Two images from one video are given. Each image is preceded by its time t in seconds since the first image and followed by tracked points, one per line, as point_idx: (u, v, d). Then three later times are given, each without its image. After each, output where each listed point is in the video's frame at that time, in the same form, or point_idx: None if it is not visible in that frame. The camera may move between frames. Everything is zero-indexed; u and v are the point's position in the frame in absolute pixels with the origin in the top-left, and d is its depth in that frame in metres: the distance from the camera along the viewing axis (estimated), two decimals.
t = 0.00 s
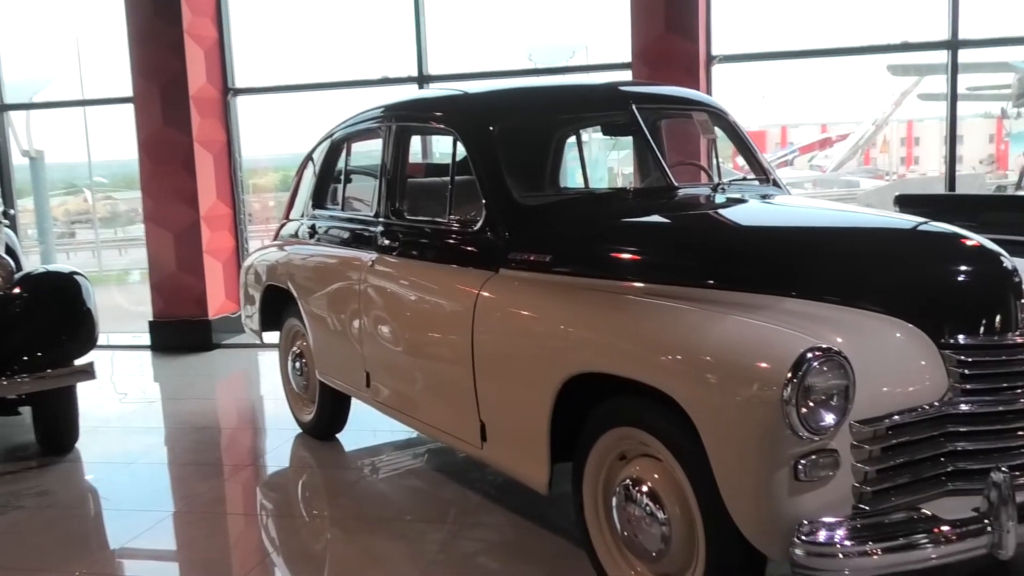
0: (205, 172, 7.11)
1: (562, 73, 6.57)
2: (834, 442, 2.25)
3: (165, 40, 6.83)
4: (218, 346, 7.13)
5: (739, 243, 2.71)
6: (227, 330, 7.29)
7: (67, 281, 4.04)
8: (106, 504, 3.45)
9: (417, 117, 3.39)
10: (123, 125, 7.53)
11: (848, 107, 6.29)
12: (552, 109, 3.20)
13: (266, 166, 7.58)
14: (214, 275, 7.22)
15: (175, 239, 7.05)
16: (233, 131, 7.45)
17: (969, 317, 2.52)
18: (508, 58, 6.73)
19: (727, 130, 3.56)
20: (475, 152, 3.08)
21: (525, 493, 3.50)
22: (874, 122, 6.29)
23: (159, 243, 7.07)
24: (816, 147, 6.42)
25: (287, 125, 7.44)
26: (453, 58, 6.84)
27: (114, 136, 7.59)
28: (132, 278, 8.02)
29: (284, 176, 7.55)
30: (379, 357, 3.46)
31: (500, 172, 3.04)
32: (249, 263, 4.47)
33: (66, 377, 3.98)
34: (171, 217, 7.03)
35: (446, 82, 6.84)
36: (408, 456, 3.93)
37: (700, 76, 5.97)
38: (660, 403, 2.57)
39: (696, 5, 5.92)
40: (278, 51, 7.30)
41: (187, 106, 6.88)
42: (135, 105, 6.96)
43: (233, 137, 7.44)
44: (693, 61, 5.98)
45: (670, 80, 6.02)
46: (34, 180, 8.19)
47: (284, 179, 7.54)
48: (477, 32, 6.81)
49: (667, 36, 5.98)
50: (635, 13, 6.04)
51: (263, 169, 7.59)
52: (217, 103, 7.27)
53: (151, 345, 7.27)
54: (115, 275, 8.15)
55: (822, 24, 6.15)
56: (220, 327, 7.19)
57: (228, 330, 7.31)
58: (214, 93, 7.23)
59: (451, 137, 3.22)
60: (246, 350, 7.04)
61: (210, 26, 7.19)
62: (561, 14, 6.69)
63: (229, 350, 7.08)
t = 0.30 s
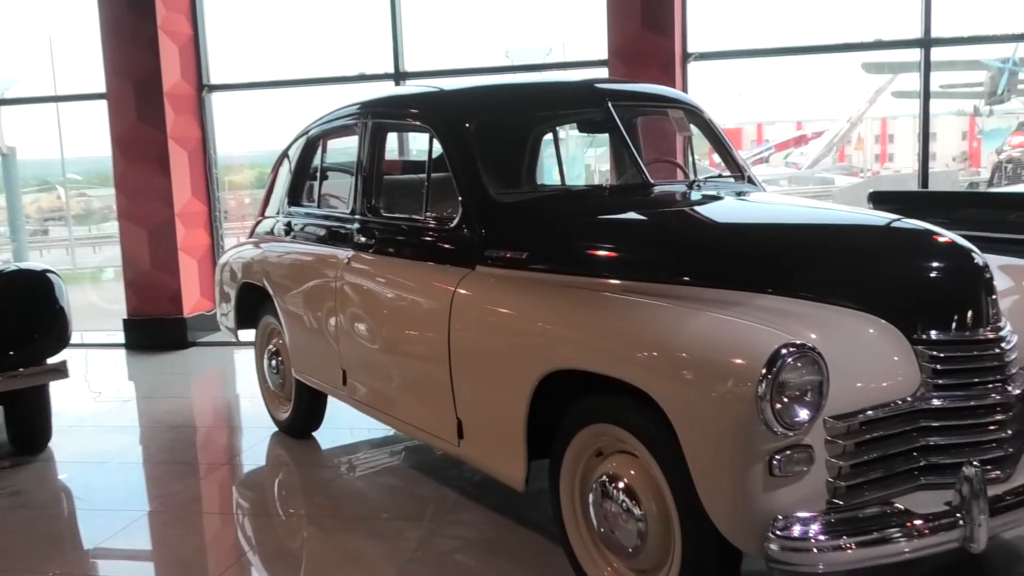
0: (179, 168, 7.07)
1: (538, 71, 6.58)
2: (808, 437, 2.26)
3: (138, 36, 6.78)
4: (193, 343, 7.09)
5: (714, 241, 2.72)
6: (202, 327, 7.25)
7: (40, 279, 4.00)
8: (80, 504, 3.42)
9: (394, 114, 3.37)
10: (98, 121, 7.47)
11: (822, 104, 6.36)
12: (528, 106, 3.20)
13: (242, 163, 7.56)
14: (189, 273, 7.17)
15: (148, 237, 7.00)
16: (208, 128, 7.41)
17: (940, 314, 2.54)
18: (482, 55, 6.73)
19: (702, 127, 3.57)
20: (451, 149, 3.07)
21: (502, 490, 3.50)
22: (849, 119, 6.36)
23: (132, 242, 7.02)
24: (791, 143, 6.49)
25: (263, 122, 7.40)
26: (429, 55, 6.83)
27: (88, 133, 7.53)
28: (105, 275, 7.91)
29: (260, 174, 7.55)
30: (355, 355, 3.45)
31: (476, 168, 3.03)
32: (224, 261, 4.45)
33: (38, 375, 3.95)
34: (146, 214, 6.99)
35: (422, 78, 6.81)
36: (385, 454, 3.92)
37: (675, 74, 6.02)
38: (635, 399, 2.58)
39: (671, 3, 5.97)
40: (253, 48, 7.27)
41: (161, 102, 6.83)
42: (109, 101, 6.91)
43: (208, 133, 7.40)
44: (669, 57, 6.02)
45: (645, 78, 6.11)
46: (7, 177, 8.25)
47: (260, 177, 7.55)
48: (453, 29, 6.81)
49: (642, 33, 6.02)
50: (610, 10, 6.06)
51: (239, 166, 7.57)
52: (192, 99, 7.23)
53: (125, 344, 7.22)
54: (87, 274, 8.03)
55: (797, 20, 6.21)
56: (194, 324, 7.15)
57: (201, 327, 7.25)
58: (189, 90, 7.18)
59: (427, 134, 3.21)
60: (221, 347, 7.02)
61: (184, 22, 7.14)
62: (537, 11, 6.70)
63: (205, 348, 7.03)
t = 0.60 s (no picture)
0: (150, 164, 7.00)
1: (511, 68, 6.61)
2: (779, 433, 2.27)
3: (108, 31, 6.72)
4: (164, 341, 7.06)
5: (686, 238, 2.73)
6: (174, 326, 7.22)
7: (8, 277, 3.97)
8: (49, 504, 3.39)
9: (367, 111, 3.36)
10: (69, 118, 7.39)
11: (794, 103, 6.42)
12: (501, 104, 3.20)
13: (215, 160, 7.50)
14: (160, 270, 7.13)
15: (117, 234, 6.94)
16: (180, 125, 7.35)
17: (910, 310, 2.55)
18: (454, 53, 6.74)
19: (674, 125, 3.59)
20: (424, 146, 3.06)
21: (476, 488, 3.50)
22: (821, 118, 6.42)
23: (102, 239, 6.95)
24: (764, 141, 6.57)
25: (235, 118, 7.35)
26: (402, 53, 6.83)
27: (59, 129, 7.45)
28: (76, 273, 7.84)
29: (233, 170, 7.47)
30: (328, 353, 3.44)
31: (449, 166, 3.03)
32: (196, 258, 4.42)
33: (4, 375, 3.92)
34: (115, 211, 6.92)
35: (396, 76, 6.81)
36: (359, 452, 3.91)
37: (648, 71, 6.05)
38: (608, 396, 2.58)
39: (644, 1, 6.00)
40: (225, 44, 7.23)
41: (132, 99, 6.77)
42: (78, 97, 6.83)
43: (180, 130, 7.34)
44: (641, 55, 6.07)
45: (618, 76, 6.14)
46: None
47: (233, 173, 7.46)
48: (426, 26, 6.80)
49: (616, 31, 6.06)
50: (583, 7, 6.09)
51: (210, 163, 7.50)
52: (163, 95, 7.17)
53: (95, 342, 7.15)
54: (57, 272, 7.95)
55: (768, 19, 6.25)
56: (165, 323, 7.14)
57: (173, 326, 7.25)
58: (159, 86, 7.12)
59: (400, 131, 3.20)
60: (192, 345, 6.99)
61: (154, 17, 7.08)
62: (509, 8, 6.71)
63: (174, 346, 6.98)
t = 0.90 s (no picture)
0: (122, 160, 6.95)
1: (487, 66, 6.63)
2: (753, 429, 2.28)
3: (80, 27, 6.66)
4: (138, 339, 7.02)
5: (660, 235, 2.74)
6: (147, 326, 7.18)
7: None
8: (21, 505, 3.36)
9: (342, 108, 3.35)
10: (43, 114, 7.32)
11: (769, 101, 6.44)
12: (476, 101, 3.20)
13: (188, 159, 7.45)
14: (133, 268, 7.08)
15: (90, 232, 6.88)
16: (154, 123, 7.31)
17: (882, 306, 2.57)
18: (429, 50, 6.76)
19: (649, 122, 3.62)
20: (399, 144, 3.05)
21: (452, 486, 3.50)
22: (795, 116, 6.46)
23: (74, 237, 6.89)
24: (739, 139, 6.58)
25: (210, 116, 7.32)
26: (377, 50, 6.83)
27: (33, 126, 7.38)
28: (48, 271, 7.77)
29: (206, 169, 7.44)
30: (303, 351, 3.43)
31: (424, 163, 3.03)
32: (170, 257, 4.39)
33: None
34: (88, 209, 6.85)
35: (370, 73, 6.81)
36: (335, 450, 3.90)
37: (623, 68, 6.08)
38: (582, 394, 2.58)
39: None
40: (200, 41, 7.20)
41: (105, 95, 6.72)
42: (49, 93, 6.77)
43: (153, 127, 7.30)
44: (617, 54, 6.10)
45: (593, 74, 6.16)
46: None
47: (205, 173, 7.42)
48: (401, 24, 6.81)
49: (591, 29, 6.09)
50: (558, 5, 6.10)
51: (185, 161, 7.45)
52: (136, 93, 7.12)
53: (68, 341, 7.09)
54: (29, 270, 7.89)
55: (742, 18, 6.29)
56: (139, 322, 7.10)
57: (147, 325, 7.22)
58: (133, 83, 7.07)
59: (374, 128, 3.19)
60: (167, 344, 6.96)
61: (127, 13, 7.02)
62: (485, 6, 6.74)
63: (148, 344, 6.95)
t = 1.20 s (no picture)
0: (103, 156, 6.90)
1: (470, 64, 6.63)
2: (734, 427, 2.28)
3: (59, 23, 6.62)
4: (119, 338, 6.99)
5: (642, 234, 2.74)
6: (129, 324, 7.15)
7: None
8: None
9: (324, 106, 3.34)
10: (24, 111, 7.27)
11: (751, 100, 6.48)
12: (459, 99, 3.20)
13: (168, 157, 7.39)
14: (114, 266, 7.03)
15: (71, 229, 6.84)
16: (134, 120, 7.26)
17: (863, 305, 2.58)
18: (412, 48, 6.76)
19: (632, 121, 3.64)
20: (381, 142, 3.05)
21: (435, 484, 3.50)
22: (777, 115, 6.49)
23: (55, 235, 6.84)
24: (721, 138, 6.61)
25: (193, 113, 7.29)
26: (359, 47, 6.83)
27: (13, 123, 7.32)
28: (28, 269, 7.72)
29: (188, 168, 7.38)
30: (285, 350, 3.42)
31: (407, 162, 3.02)
32: (151, 255, 4.37)
33: None
34: (67, 206, 6.81)
35: (352, 71, 6.82)
36: (317, 449, 3.89)
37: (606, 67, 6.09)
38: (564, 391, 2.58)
39: None
40: (173, 36, 7.19)
41: (85, 92, 6.68)
42: (29, 90, 6.72)
43: (135, 124, 7.26)
44: (600, 53, 6.11)
45: (576, 72, 6.16)
46: None
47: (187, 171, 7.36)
48: (383, 22, 6.81)
49: (573, 28, 6.10)
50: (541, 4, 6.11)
51: (167, 158, 7.40)
52: (116, 89, 7.08)
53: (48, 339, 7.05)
54: (9, 268, 7.79)
55: (724, 17, 6.31)
56: (120, 320, 7.06)
57: (129, 323, 7.19)
58: (113, 80, 7.03)
59: (357, 126, 3.18)
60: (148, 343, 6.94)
61: (107, 10, 6.98)
62: (467, 4, 6.75)
63: (129, 343, 6.92)
